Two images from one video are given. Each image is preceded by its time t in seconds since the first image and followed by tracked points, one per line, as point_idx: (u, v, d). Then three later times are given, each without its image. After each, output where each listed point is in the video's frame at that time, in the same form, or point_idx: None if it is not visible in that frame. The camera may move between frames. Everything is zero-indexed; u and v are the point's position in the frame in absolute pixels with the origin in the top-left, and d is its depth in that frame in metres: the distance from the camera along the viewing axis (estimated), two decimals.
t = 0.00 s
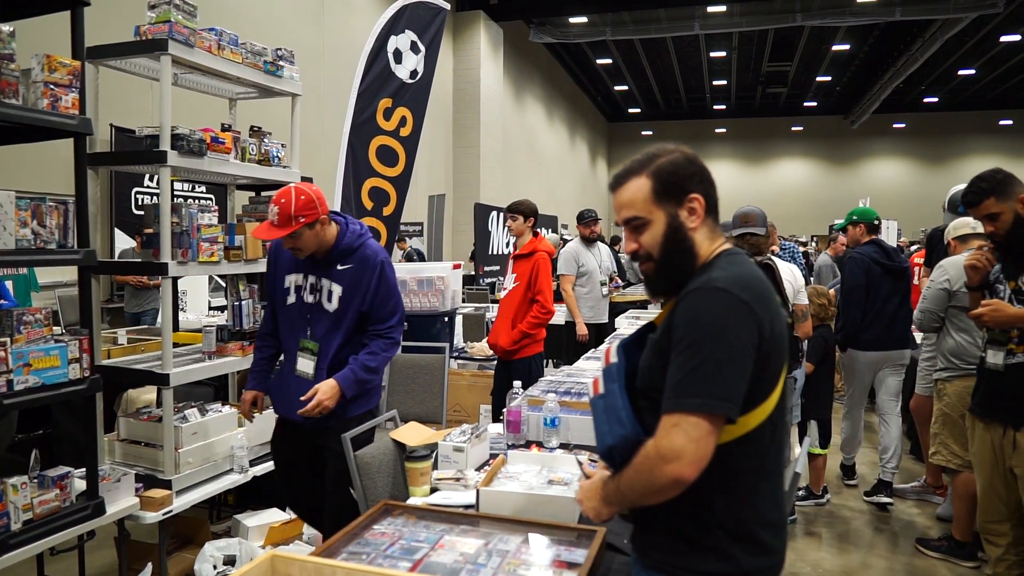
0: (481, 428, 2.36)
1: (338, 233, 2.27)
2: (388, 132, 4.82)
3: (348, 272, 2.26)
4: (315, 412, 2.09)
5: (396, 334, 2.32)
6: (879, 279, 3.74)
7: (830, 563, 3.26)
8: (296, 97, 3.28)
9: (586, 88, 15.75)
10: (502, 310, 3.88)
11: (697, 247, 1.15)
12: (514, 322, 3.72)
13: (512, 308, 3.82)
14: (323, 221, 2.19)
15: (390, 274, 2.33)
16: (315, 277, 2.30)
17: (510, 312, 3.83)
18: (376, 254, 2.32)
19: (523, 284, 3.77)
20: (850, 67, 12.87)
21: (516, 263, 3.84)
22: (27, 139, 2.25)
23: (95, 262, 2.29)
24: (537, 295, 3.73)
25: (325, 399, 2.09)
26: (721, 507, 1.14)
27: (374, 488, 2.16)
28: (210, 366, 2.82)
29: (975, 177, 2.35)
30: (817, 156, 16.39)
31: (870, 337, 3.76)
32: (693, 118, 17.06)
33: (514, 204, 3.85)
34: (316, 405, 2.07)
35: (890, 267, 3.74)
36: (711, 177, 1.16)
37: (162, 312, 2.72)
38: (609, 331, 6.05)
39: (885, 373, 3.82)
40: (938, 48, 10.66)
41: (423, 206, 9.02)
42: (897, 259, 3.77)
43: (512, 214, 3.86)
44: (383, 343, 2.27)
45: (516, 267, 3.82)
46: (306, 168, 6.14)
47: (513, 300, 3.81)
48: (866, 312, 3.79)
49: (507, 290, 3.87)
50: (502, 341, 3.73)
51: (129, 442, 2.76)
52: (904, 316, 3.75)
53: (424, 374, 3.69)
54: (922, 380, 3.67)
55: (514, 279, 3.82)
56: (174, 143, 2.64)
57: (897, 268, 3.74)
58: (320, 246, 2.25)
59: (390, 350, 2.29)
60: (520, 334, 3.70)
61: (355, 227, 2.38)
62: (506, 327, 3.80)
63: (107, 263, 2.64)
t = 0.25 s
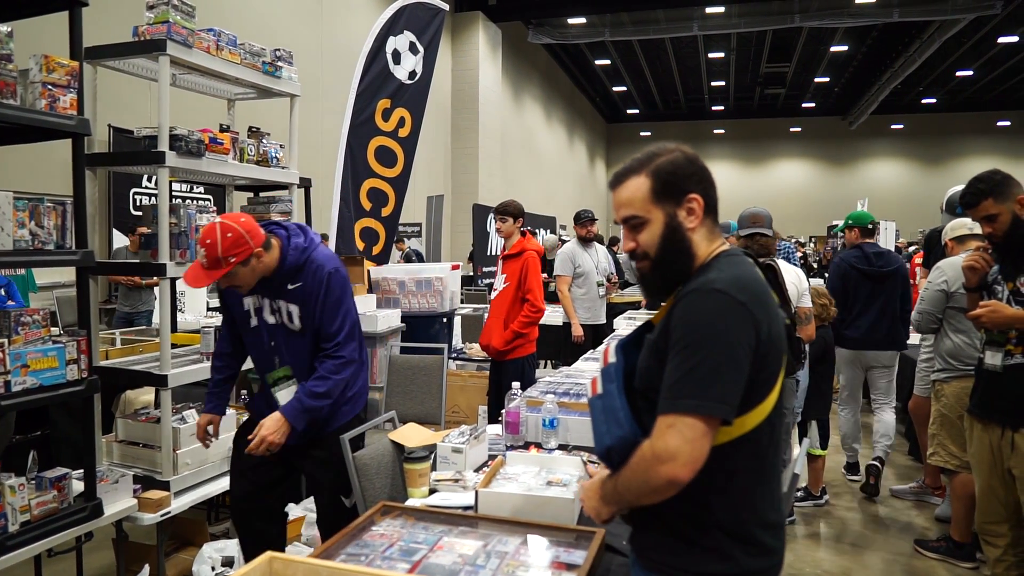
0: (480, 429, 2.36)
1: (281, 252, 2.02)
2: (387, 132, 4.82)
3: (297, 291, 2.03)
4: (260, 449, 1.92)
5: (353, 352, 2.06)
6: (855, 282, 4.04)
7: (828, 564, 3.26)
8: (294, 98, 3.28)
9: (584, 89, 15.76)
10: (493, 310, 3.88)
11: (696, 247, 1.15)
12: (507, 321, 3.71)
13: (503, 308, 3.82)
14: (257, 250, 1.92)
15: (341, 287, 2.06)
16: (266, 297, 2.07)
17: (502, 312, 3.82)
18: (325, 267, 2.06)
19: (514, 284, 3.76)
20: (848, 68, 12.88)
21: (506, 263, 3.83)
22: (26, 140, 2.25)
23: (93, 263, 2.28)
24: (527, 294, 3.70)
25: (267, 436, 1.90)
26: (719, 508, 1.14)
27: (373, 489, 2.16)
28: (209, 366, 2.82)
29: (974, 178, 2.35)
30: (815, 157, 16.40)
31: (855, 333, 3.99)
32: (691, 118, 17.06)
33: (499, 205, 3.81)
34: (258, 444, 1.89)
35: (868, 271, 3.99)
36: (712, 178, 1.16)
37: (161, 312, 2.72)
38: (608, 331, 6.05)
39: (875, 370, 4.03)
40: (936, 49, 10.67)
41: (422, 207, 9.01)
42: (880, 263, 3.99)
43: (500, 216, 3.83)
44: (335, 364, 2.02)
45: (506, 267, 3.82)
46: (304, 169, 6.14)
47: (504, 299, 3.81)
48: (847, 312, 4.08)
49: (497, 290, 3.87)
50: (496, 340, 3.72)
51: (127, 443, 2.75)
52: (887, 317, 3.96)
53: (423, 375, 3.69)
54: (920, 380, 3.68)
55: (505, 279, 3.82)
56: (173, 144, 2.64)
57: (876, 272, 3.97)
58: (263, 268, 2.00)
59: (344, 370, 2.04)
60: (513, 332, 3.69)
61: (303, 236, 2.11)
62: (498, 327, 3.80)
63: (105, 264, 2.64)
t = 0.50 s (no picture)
0: (479, 428, 2.36)
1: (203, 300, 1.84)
2: (386, 132, 4.82)
3: (229, 332, 1.86)
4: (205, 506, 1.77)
5: (292, 387, 1.85)
6: (843, 280, 4.23)
7: (827, 564, 3.26)
8: (294, 97, 3.28)
9: (583, 89, 15.76)
10: (490, 311, 3.87)
11: (692, 249, 1.15)
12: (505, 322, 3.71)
13: (500, 309, 3.82)
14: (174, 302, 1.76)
15: (271, 324, 1.86)
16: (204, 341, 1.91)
17: (500, 313, 3.83)
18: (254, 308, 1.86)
19: (509, 284, 3.76)
20: (846, 68, 12.89)
21: (499, 263, 3.82)
22: (25, 139, 2.25)
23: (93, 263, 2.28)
24: (523, 294, 3.70)
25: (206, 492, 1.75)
26: (720, 509, 1.14)
27: (372, 489, 2.16)
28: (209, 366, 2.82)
29: (971, 178, 2.35)
30: (814, 157, 16.41)
31: (847, 329, 4.17)
32: (690, 118, 17.07)
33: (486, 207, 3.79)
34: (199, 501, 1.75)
35: (855, 268, 4.18)
36: (708, 179, 1.16)
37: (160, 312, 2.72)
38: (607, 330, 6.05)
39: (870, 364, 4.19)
40: (935, 49, 10.67)
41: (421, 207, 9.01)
42: (867, 261, 4.15)
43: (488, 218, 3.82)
44: (270, 406, 1.82)
45: (499, 268, 3.81)
46: (303, 168, 6.14)
47: (500, 300, 3.81)
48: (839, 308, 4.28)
49: (492, 292, 3.87)
50: (496, 342, 3.73)
51: (126, 443, 2.75)
52: (875, 313, 4.10)
53: (422, 375, 3.69)
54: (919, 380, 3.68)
55: (499, 280, 3.81)
56: (172, 144, 2.64)
57: (861, 270, 4.15)
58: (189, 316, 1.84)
59: (284, 408, 1.83)
60: (513, 333, 3.70)
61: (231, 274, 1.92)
62: (498, 327, 3.81)
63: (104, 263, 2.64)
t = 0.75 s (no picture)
0: (479, 429, 2.36)
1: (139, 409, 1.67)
2: (385, 133, 4.82)
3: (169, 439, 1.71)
4: None
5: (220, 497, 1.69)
6: (847, 280, 4.28)
7: (826, 564, 3.27)
8: (293, 98, 3.28)
9: (582, 89, 15.76)
10: (488, 315, 3.84)
11: (690, 250, 1.15)
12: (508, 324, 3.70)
13: (500, 312, 3.79)
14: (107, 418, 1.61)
15: (201, 437, 1.68)
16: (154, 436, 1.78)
17: (499, 316, 3.80)
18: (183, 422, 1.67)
19: (509, 287, 3.74)
20: (846, 68, 12.89)
21: (496, 266, 3.80)
22: (25, 140, 2.25)
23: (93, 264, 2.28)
24: (525, 295, 3.70)
25: None
26: (721, 510, 1.15)
27: (371, 489, 2.16)
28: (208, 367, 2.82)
29: (969, 179, 2.35)
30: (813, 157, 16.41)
31: (850, 329, 4.20)
32: (689, 118, 17.07)
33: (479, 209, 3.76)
34: None
35: (859, 269, 4.22)
36: (706, 181, 1.17)
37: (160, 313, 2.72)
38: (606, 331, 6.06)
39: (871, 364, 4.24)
40: (933, 49, 10.67)
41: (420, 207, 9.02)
42: (871, 262, 4.20)
43: (478, 220, 3.78)
44: (194, 520, 1.66)
45: (496, 270, 3.79)
46: (302, 169, 6.14)
47: (500, 303, 3.79)
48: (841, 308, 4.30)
49: (490, 295, 3.84)
50: (499, 345, 3.72)
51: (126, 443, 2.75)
52: (880, 313, 4.14)
53: (421, 375, 3.69)
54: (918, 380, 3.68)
55: (497, 283, 3.79)
56: (172, 144, 2.64)
57: (865, 271, 4.19)
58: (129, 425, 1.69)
59: (210, 522, 1.68)
60: (517, 335, 3.70)
61: (168, 376, 1.73)
62: (498, 329, 3.76)
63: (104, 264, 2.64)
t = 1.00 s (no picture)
0: (480, 428, 2.36)
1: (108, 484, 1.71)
2: (386, 133, 4.82)
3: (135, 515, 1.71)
4: None
5: None
6: (861, 279, 4.45)
7: (826, 564, 3.27)
8: (294, 98, 3.28)
9: (582, 89, 15.76)
10: (489, 319, 3.68)
11: (691, 249, 1.16)
12: (511, 328, 3.56)
13: (502, 317, 3.64)
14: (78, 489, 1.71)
15: (157, 525, 1.67)
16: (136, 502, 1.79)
17: (500, 320, 3.65)
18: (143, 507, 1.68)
19: (515, 290, 3.61)
20: (846, 68, 12.89)
21: (502, 268, 3.66)
22: (26, 140, 2.25)
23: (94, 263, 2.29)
24: (531, 301, 3.59)
25: None
26: (726, 510, 1.15)
27: (372, 489, 2.17)
28: (210, 366, 2.82)
29: (970, 179, 2.35)
30: (813, 157, 16.42)
31: (862, 327, 4.38)
32: (689, 118, 17.06)
33: (489, 209, 3.62)
34: None
35: (875, 269, 4.41)
36: (704, 180, 1.17)
37: (161, 312, 2.72)
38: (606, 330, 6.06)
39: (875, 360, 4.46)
40: (933, 50, 10.66)
41: (420, 207, 9.02)
42: (886, 263, 4.43)
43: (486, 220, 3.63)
44: None
45: (502, 272, 3.65)
46: (302, 169, 6.14)
47: (504, 307, 3.64)
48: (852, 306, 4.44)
49: (492, 299, 3.69)
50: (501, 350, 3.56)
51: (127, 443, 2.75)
52: (893, 310, 4.37)
53: (422, 375, 3.70)
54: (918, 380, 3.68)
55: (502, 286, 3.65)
56: (173, 144, 2.64)
57: (881, 270, 4.40)
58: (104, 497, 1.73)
59: None
60: (521, 340, 3.57)
61: (141, 458, 1.73)
62: (501, 336, 3.62)
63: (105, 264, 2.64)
